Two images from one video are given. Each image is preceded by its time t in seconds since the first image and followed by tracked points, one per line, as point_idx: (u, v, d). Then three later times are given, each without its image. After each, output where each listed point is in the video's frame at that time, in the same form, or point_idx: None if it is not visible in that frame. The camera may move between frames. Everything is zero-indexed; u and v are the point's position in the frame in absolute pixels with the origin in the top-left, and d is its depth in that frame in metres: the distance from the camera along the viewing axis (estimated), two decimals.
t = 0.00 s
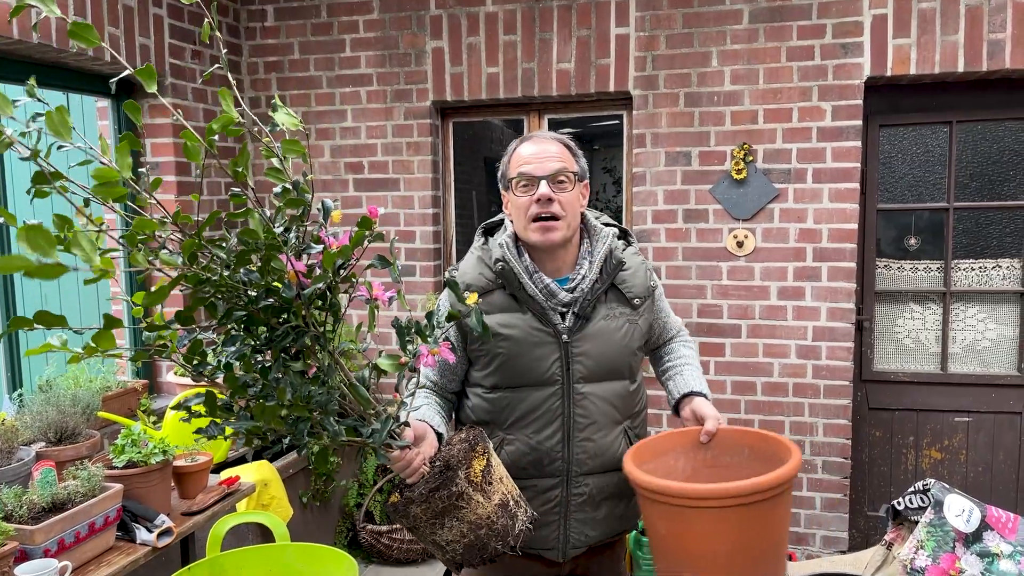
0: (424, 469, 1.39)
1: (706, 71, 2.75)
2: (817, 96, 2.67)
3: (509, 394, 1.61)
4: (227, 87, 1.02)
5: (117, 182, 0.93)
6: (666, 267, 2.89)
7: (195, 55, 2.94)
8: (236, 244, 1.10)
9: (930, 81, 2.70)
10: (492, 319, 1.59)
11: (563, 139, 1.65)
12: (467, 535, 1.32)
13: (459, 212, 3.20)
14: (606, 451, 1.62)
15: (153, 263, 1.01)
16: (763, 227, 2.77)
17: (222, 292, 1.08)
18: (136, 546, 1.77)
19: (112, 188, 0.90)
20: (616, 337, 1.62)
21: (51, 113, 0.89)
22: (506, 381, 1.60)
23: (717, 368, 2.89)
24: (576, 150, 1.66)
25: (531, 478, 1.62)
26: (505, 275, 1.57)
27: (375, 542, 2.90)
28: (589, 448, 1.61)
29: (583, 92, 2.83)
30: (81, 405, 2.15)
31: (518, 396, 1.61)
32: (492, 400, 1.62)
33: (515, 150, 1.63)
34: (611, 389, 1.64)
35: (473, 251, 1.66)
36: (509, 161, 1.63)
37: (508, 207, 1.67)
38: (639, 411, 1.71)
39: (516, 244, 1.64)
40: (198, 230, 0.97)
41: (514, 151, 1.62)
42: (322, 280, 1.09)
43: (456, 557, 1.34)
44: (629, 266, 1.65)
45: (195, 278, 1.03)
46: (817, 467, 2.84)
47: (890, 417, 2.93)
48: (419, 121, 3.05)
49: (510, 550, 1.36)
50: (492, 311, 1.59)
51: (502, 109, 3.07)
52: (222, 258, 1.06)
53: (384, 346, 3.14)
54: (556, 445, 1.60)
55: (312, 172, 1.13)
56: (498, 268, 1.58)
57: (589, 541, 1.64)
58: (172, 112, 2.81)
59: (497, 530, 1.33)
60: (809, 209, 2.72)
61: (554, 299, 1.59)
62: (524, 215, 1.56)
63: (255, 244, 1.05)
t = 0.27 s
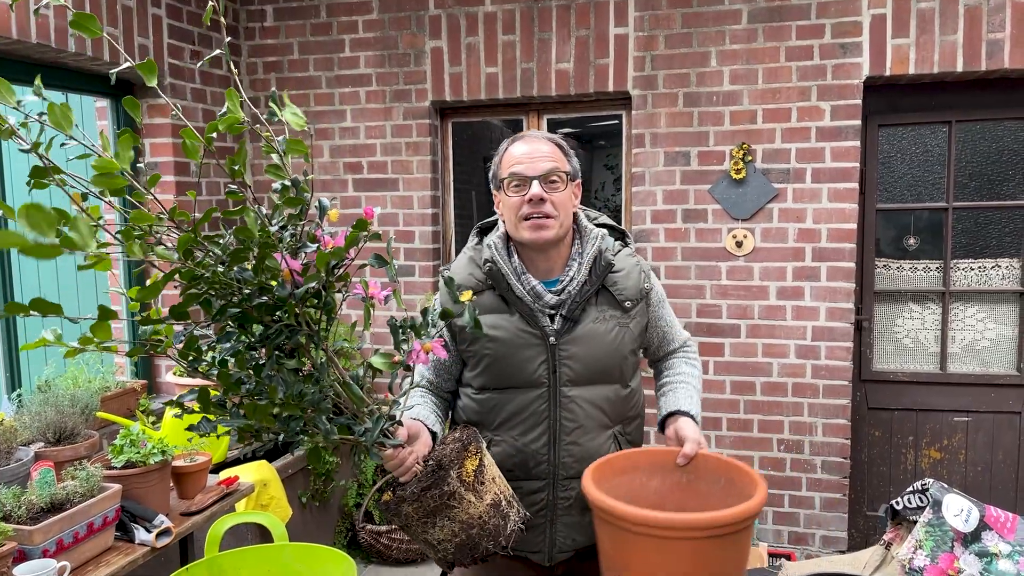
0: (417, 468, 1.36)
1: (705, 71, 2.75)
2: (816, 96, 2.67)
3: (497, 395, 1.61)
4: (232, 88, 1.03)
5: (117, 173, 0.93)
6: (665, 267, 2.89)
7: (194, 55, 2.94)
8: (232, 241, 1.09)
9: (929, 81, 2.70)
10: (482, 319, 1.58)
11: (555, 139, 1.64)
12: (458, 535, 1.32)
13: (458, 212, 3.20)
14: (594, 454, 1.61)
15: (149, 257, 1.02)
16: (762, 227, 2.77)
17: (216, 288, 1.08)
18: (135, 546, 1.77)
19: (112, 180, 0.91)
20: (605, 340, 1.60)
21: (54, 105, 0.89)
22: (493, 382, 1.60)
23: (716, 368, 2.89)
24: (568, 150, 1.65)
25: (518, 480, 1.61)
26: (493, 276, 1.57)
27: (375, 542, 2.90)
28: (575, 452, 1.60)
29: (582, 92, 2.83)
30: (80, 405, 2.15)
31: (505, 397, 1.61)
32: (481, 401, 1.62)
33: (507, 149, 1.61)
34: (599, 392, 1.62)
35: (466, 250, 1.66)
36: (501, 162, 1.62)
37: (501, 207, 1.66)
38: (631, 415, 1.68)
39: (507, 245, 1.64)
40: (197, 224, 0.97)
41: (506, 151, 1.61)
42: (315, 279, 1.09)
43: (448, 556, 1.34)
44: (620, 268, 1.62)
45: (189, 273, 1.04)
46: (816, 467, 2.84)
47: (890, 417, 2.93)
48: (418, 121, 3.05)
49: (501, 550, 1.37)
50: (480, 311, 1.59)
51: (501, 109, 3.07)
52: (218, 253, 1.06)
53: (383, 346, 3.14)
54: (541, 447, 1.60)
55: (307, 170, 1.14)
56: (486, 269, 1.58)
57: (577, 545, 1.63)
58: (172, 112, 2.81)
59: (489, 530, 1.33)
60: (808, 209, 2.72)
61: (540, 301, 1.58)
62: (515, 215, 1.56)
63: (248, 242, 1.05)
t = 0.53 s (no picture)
0: (408, 468, 1.37)
1: (705, 70, 2.75)
2: (816, 95, 2.67)
3: (486, 395, 1.61)
4: (214, 92, 1.03)
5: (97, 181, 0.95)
6: (665, 267, 2.89)
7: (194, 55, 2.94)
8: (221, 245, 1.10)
9: (928, 80, 2.70)
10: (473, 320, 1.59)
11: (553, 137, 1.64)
12: (446, 536, 1.33)
13: (458, 212, 3.19)
14: (582, 459, 1.59)
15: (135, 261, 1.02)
16: (762, 227, 2.77)
17: (201, 292, 1.09)
18: (134, 546, 1.77)
19: (92, 189, 0.92)
20: (596, 344, 1.58)
21: (31, 116, 0.92)
22: (483, 382, 1.61)
23: (716, 368, 2.89)
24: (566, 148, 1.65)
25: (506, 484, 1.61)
26: (485, 275, 1.58)
27: (375, 541, 2.90)
28: (563, 456, 1.59)
29: (582, 91, 2.83)
30: (79, 405, 2.15)
31: (494, 398, 1.61)
32: (471, 402, 1.63)
33: (506, 147, 1.62)
34: (588, 397, 1.60)
35: (462, 249, 1.67)
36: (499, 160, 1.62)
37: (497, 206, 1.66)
38: (624, 421, 1.64)
39: (502, 245, 1.65)
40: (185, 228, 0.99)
41: (504, 149, 1.61)
42: (296, 283, 1.08)
43: (436, 556, 1.36)
44: (614, 271, 1.60)
45: (175, 278, 1.05)
46: (816, 467, 2.84)
47: (889, 416, 2.93)
48: (417, 121, 3.05)
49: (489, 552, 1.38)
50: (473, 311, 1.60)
51: (501, 109, 3.07)
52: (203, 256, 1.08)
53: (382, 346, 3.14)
54: (529, 451, 1.59)
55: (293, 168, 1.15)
56: (479, 268, 1.59)
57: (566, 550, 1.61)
58: (171, 112, 2.81)
59: (477, 531, 1.34)
60: (808, 209, 2.72)
61: (530, 303, 1.58)
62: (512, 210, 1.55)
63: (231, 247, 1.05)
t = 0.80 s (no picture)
0: (400, 466, 1.40)
1: (705, 69, 2.75)
2: (816, 94, 2.67)
3: (480, 395, 1.62)
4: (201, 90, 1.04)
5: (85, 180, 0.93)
6: (665, 266, 2.89)
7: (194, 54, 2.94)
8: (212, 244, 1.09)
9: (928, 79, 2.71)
10: (468, 319, 1.61)
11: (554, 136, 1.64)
12: (437, 535, 1.33)
13: (458, 211, 3.19)
14: (574, 461, 1.58)
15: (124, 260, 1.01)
16: (762, 226, 2.77)
17: (190, 291, 1.08)
18: (135, 545, 1.77)
19: (81, 188, 0.92)
20: (589, 345, 1.57)
21: (22, 114, 0.90)
22: (476, 382, 1.61)
23: (716, 366, 2.89)
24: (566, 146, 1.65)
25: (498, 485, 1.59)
26: (481, 273, 1.60)
27: (375, 541, 2.91)
28: (555, 457, 1.57)
29: (582, 90, 2.83)
30: (79, 404, 2.15)
31: (487, 398, 1.61)
32: (465, 400, 1.64)
33: (507, 146, 1.61)
34: (582, 399, 1.59)
35: (460, 247, 1.69)
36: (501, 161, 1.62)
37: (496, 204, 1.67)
38: (620, 425, 1.63)
39: (500, 244, 1.66)
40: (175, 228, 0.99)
41: (506, 148, 1.61)
42: (283, 283, 1.08)
43: (427, 555, 1.35)
44: (610, 273, 1.59)
45: (163, 278, 1.03)
46: (816, 465, 2.84)
47: (889, 415, 2.93)
48: (417, 120, 3.05)
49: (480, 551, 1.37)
50: (468, 310, 1.61)
51: (501, 108, 3.07)
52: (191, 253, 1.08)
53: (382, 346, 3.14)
54: (521, 451, 1.58)
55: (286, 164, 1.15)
56: (474, 267, 1.60)
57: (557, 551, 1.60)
58: (171, 111, 2.81)
59: (468, 531, 1.34)
60: (807, 208, 2.72)
61: (524, 304, 1.58)
62: (512, 210, 1.55)
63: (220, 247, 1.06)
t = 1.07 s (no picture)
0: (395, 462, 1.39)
1: (705, 68, 2.75)
2: (816, 92, 2.67)
3: (479, 392, 1.60)
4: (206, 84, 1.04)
5: (83, 173, 0.94)
6: (665, 264, 2.89)
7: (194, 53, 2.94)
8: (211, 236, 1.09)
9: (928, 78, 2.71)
10: (468, 317, 1.58)
11: (558, 141, 1.41)
12: (430, 532, 1.33)
13: (458, 210, 3.19)
14: (573, 460, 1.57)
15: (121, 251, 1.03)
16: (762, 225, 2.77)
17: (186, 282, 1.09)
18: (135, 544, 1.77)
19: (78, 182, 0.93)
20: (589, 345, 1.54)
21: (23, 108, 0.92)
22: (476, 379, 1.59)
23: (716, 365, 2.89)
24: (571, 151, 1.43)
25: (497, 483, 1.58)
26: (480, 272, 1.56)
27: (375, 540, 2.91)
28: (553, 456, 1.56)
29: (582, 89, 2.83)
30: (80, 403, 2.14)
31: (486, 396, 1.59)
32: (464, 399, 1.62)
33: (509, 157, 1.40)
34: (581, 399, 1.56)
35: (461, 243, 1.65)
36: (500, 170, 1.42)
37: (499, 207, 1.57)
38: (619, 424, 1.60)
39: (500, 242, 1.61)
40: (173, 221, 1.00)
41: (508, 161, 1.39)
42: (279, 278, 1.08)
43: (421, 551, 1.35)
44: (613, 273, 1.55)
45: (161, 270, 1.05)
46: (816, 464, 2.84)
47: (889, 414, 2.93)
48: (417, 119, 3.04)
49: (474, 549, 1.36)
50: (469, 308, 1.59)
51: (501, 107, 3.07)
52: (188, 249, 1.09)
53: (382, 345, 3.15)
54: (519, 450, 1.57)
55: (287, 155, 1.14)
56: (474, 265, 1.56)
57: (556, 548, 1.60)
58: (171, 110, 2.81)
59: (462, 529, 1.34)
60: (808, 206, 2.72)
61: (524, 304, 1.54)
62: (519, 238, 1.44)
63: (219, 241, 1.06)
